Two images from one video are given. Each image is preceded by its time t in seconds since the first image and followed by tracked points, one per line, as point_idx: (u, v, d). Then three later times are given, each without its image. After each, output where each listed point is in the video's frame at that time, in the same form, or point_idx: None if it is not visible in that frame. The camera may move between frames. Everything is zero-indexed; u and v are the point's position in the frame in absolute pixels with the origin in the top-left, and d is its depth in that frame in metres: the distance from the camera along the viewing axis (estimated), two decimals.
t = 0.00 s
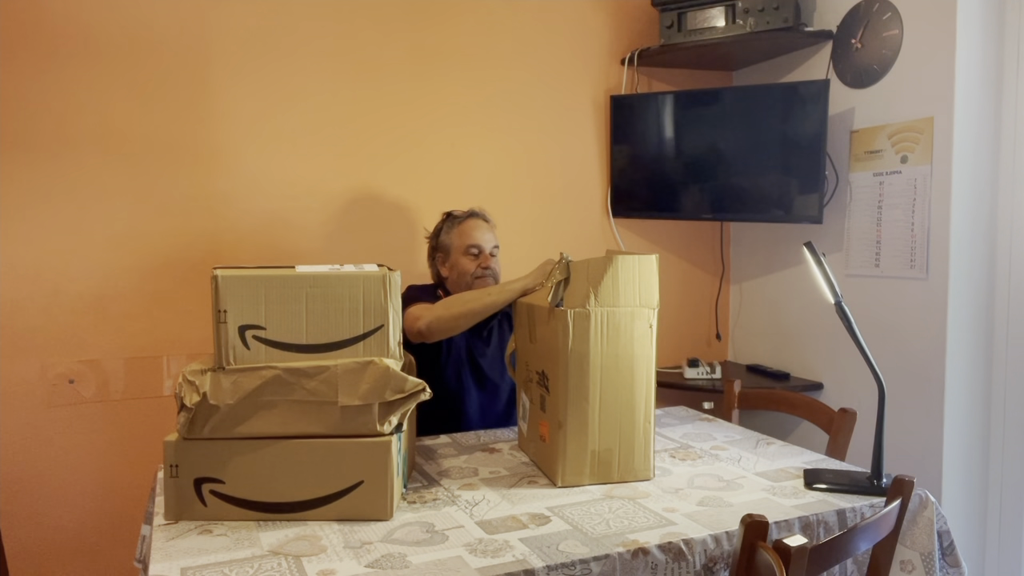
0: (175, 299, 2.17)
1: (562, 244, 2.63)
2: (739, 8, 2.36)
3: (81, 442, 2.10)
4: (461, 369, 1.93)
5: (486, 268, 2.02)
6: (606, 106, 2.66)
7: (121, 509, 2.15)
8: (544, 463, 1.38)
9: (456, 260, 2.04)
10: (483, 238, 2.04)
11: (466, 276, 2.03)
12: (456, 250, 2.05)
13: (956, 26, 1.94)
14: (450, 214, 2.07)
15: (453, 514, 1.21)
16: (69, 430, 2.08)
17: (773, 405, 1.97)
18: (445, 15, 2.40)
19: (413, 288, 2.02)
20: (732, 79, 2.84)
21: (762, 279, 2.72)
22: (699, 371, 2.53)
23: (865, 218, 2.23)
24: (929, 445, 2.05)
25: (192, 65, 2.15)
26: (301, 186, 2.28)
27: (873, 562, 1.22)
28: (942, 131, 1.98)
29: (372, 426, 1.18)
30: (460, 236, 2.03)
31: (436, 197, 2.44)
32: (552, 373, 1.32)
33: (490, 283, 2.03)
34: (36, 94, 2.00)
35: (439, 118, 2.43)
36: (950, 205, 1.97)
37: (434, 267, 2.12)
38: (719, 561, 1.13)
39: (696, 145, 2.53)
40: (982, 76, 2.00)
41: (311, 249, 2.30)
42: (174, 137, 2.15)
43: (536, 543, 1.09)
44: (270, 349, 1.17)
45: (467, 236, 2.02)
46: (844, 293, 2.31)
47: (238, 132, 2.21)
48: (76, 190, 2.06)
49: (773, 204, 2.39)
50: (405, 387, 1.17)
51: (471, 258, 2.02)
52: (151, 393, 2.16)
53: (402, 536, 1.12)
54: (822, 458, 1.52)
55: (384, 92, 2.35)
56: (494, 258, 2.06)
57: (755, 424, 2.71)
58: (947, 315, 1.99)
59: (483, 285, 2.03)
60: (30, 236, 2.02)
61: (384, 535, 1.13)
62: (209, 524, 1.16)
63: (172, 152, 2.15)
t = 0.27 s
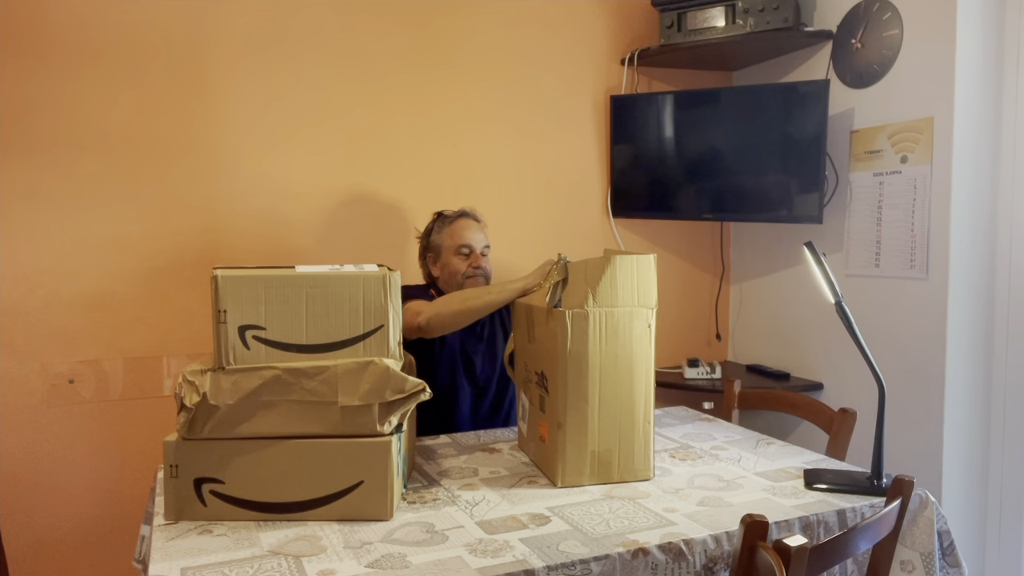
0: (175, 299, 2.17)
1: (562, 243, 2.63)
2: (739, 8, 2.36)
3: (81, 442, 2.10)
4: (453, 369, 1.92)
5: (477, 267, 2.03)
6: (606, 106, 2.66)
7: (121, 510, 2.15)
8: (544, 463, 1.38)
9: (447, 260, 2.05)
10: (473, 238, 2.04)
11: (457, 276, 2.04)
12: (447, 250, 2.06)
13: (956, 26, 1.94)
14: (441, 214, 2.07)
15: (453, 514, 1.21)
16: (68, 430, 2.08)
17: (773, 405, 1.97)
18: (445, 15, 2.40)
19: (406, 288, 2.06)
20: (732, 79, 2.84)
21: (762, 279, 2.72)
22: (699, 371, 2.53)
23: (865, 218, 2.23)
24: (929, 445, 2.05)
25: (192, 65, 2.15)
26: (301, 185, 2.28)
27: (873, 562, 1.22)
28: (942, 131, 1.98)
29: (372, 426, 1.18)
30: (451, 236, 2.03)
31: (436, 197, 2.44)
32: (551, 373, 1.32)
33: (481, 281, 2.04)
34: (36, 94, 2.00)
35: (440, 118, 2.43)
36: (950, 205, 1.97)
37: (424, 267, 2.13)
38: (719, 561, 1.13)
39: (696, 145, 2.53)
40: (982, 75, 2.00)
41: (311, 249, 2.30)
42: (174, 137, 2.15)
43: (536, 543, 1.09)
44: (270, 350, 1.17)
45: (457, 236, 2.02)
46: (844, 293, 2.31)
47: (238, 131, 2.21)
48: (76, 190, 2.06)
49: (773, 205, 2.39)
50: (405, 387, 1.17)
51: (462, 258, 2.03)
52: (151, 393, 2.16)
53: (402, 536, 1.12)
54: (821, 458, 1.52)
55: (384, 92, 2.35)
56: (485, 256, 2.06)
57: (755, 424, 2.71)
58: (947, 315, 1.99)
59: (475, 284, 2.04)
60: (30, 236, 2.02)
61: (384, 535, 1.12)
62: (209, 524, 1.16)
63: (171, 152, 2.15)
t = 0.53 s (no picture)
0: (175, 299, 2.17)
1: (562, 243, 2.63)
2: (739, 8, 2.36)
3: (81, 442, 2.10)
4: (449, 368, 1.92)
5: (470, 268, 2.02)
6: (606, 106, 2.66)
7: (121, 509, 2.15)
8: (544, 461, 1.38)
9: (440, 261, 2.04)
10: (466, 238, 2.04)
11: (450, 277, 2.04)
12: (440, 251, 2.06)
13: (956, 26, 1.94)
14: (433, 215, 2.07)
15: (453, 514, 1.21)
16: (68, 430, 2.09)
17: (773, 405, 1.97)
18: (445, 16, 2.40)
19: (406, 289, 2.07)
20: (732, 79, 2.84)
21: (762, 279, 2.72)
22: (699, 371, 2.53)
23: (864, 218, 2.23)
24: (928, 445, 2.05)
25: (192, 65, 2.15)
26: (301, 185, 2.28)
27: (873, 562, 1.22)
28: (942, 131, 1.98)
29: (372, 426, 1.18)
30: (444, 236, 2.03)
31: (436, 197, 2.44)
32: (556, 371, 1.32)
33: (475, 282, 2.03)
34: (36, 94, 2.00)
35: (439, 118, 2.43)
36: (950, 205, 1.97)
37: (417, 267, 2.13)
38: (719, 561, 1.13)
39: (696, 145, 2.53)
40: (982, 76, 2.00)
41: (311, 249, 2.30)
42: (174, 137, 2.15)
43: (536, 543, 1.09)
44: (270, 349, 1.17)
45: (450, 236, 2.02)
46: (844, 293, 2.31)
47: (238, 131, 2.21)
48: (76, 190, 2.06)
49: (773, 205, 2.39)
50: (405, 387, 1.17)
51: (455, 258, 2.02)
52: (151, 393, 2.16)
53: (402, 536, 1.12)
54: (822, 458, 1.52)
55: (384, 92, 2.35)
56: (478, 257, 2.06)
57: (755, 423, 2.71)
58: (947, 315, 1.99)
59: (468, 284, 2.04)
60: (30, 236, 2.02)
61: (384, 535, 1.13)
62: (209, 524, 1.16)
63: (172, 152, 2.15)
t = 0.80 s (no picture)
0: (175, 299, 2.17)
1: (563, 243, 2.63)
2: (739, 8, 2.36)
3: (81, 442, 2.10)
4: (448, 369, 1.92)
5: (471, 267, 2.02)
6: (606, 106, 2.66)
7: (121, 509, 2.15)
8: (544, 463, 1.38)
9: (441, 260, 2.04)
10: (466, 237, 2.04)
11: (450, 276, 2.04)
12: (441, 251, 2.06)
13: (956, 26, 1.94)
14: (433, 215, 2.07)
15: (453, 514, 1.21)
16: (68, 430, 2.08)
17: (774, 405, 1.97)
18: (445, 16, 2.40)
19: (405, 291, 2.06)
20: (732, 79, 2.84)
21: (762, 279, 2.72)
22: (699, 371, 2.53)
23: (864, 218, 2.23)
24: (929, 445, 2.05)
25: (192, 65, 2.15)
26: (301, 185, 2.28)
27: (873, 562, 1.22)
28: (942, 131, 1.98)
29: (372, 426, 1.18)
30: (445, 236, 2.03)
31: (436, 197, 2.44)
32: (551, 374, 1.32)
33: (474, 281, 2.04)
34: (36, 94, 2.00)
35: (439, 118, 2.43)
36: (950, 205, 1.97)
37: (417, 267, 2.13)
38: (719, 561, 1.13)
39: (696, 145, 2.53)
40: (982, 76, 2.00)
41: (311, 249, 2.30)
42: (174, 137, 2.15)
43: (536, 543, 1.09)
44: (270, 350, 1.17)
45: (450, 236, 2.02)
46: (844, 293, 2.31)
47: (238, 131, 2.21)
48: (76, 190, 2.06)
49: (773, 204, 2.39)
50: (405, 387, 1.17)
51: (455, 257, 2.02)
52: (151, 393, 2.16)
53: (402, 536, 1.12)
54: (821, 458, 1.52)
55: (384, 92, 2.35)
56: (478, 257, 2.06)
57: (755, 423, 2.71)
58: (947, 315, 1.99)
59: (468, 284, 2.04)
60: (30, 236, 2.02)
61: (384, 535, 1.13)
62: (209, 524, 1.16)
63: (172, 152, 2.15)
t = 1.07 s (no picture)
0: (175, 299, 2.17)
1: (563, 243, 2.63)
2: (739, 8, 2.36)
3: (81, 442, 2.10)
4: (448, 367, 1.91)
5: (467, 266, 2.02)
6: (606, 106, 2.66)
7: (121, 509, 2.15)
8: (547, 463, 1.38)
9: (438, 260, 2.04)
10: (463, 237, 2.04)
11: (448, 276, 2.03)
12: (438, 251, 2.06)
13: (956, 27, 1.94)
14: (431, 214, 2.08)
15: (453, 514, 1.21)
16: (68, 430, 2.09)
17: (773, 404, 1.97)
18: (444, 16, 2.41)
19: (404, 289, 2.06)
20: (732, 79, 2.84)
21: (762, 279, 2.72)
22: (699, 371, 2.53)
23: (865, 218, 2.23)
24: (928, 445, 2.05)
25: (192, 65, 2.15)
26: (301, 185, 2.29)
27: (873, 562, 1.22)
28: (942, 131, 1.98)
29: (373, 426, 1.18)
30: (441, 236, 2.03)
31: (436, 197, 2.44)
32: (554, 374, 1.32)
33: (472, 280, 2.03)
34: (36, 94, 2.01)
35: (439, 118, 2.43)
36: (950, 205, 1.97)
37: (416, 267, 2.14)
38: (719, 561, 1.13)
39: (696, 145, 2.53)
40: (982, 76, 2.00)
41: (311, 249, 2.30)
42: (174, 137, 2.15)
43: (536, 543, 1.09)
44: (270, 349, 1.17)
45: (448, 235, 2.02)
46: (844, 293, 2.31)
47: (238, 131, 2.21)
48: (76, 190, 2.06)
49: (773, 204, 2.39)
50: (405, 387, 1.17)
51: (452, 257, 2.02)
52: (151, 393, 2.16)
53: (402, 536, 1.12)
54: (821, 458, 1.52)
55: (384, 91, 2.36)
56: (476, 256, 2.06)
57: (755, 423, 2.71)
58: (947, 315, 1.99)
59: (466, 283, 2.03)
60: (30, 236, 2.02)
61: (384, 535, 1.13)
62: (209, 524, 1.16)
63: (172, 152, 2.15)
